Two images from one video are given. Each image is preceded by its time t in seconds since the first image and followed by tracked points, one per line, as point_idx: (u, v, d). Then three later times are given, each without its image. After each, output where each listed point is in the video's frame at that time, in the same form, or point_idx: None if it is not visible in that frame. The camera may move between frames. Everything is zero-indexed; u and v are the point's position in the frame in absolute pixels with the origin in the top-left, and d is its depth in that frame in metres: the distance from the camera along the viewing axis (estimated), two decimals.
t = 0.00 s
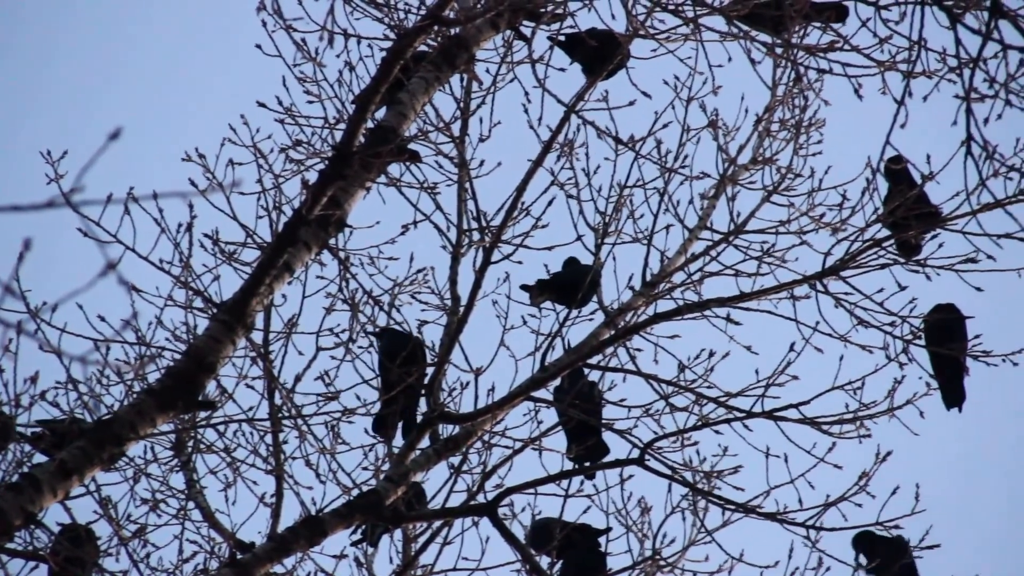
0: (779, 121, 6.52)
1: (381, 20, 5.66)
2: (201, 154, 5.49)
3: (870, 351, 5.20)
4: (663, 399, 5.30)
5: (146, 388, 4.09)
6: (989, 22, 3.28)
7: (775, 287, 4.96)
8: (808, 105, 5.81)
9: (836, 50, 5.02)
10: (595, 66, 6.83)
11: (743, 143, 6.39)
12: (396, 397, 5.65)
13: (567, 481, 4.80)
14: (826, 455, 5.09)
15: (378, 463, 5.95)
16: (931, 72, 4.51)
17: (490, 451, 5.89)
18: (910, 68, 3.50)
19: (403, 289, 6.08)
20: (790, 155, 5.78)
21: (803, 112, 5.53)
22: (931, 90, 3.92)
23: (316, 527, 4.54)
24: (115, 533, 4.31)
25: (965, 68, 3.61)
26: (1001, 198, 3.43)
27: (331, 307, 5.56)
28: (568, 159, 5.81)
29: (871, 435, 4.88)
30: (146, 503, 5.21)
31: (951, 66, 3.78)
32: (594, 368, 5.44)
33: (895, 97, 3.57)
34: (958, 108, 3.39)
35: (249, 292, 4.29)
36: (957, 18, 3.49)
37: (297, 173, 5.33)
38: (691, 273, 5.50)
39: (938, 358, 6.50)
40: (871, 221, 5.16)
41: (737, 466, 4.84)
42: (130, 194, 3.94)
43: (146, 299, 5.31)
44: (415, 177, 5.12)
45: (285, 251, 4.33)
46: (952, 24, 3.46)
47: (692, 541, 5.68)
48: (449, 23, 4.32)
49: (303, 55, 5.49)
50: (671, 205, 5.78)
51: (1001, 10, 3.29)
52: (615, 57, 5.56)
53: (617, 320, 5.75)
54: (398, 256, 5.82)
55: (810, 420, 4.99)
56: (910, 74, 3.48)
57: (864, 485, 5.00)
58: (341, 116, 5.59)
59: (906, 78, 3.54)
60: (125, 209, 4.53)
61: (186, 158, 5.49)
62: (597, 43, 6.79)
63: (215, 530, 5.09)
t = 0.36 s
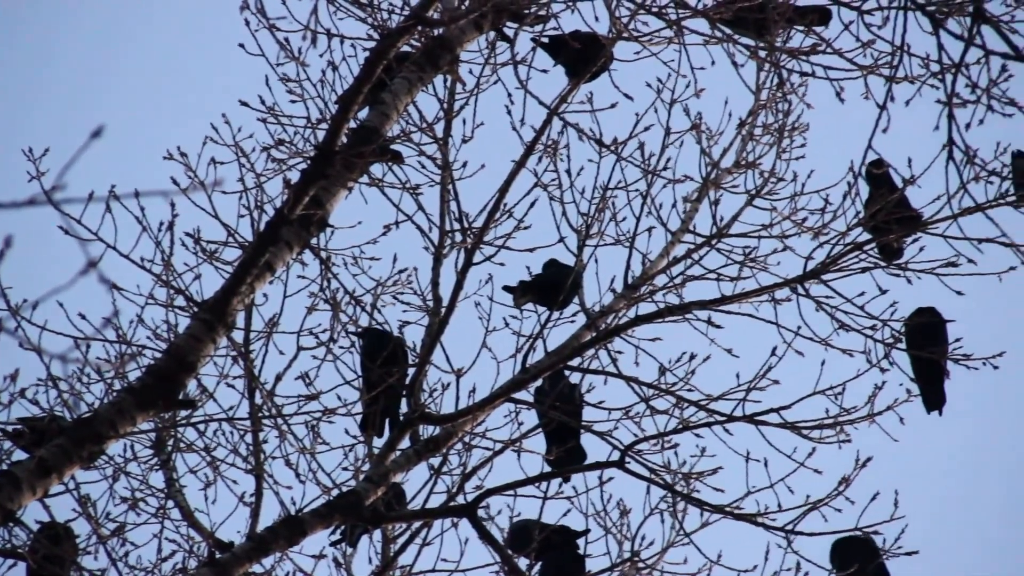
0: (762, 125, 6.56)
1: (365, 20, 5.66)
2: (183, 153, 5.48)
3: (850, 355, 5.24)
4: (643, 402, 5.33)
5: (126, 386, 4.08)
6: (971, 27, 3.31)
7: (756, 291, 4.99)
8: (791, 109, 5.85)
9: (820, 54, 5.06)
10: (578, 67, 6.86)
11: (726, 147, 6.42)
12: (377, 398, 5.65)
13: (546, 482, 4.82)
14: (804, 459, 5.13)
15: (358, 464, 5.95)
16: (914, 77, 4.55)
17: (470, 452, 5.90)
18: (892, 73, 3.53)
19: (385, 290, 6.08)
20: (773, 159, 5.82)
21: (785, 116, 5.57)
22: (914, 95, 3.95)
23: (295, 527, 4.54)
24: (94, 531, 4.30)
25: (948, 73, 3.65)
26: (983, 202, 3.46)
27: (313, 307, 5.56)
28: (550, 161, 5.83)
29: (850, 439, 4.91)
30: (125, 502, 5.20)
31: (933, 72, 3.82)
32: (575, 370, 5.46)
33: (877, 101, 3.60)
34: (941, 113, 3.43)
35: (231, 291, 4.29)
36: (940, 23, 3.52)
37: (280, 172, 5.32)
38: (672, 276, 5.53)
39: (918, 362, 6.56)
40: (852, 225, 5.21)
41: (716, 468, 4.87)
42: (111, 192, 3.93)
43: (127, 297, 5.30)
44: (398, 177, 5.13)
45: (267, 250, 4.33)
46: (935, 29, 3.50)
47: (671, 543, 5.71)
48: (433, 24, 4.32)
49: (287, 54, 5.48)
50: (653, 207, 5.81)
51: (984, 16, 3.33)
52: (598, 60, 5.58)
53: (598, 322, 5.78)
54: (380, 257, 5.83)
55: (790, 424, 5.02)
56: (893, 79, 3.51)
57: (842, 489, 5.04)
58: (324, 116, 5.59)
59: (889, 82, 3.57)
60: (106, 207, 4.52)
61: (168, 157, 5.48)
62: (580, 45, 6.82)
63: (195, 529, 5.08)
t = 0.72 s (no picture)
0: (745, 128, 6.59)
1: (349, 20, 5.66)
2: (166, 153, 5.47)
3: (832, 357, 5.27)
4: (626, 404, 5.35)
5: (108, 386, 4.07)
6: (954, 31, 3.34)
7: (739, 293, 5.03)
8: (775, 112, 5.89)
9: (803, 58, 5.09)
10: (562, 69, 6.88)
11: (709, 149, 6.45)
12: (359, 399, 5.66)
13: (528, 483, 4.84)
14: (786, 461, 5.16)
15: (339, 465, 5.95)
16: (898, 80, 4.59)
17: (452, 453, 5.90)
18: (876, 77, 3.56)
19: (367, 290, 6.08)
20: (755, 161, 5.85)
21: (769, 119, 5.60)
22: (896, 99, 3.96)
23: (276, 527, 4.54)
24: (74, 531, 4.28)
25: (931, 77, 3.67)
26: (965, 208, 3.45)
27: (294, 307, 5.55)
28: (534, 163, 5.85)
29: (832, 442, 4.95)
30: (106, 501, 5.18)
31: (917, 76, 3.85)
32: (558, 372, 5.48)
33: (861, 106, 3.62)
34: (923, 117, 3.42)
35: (213, 291, 4.28)
36: (923, 27, 3.55)
37: (262, 172, 5.32)
38: (655, 277, 5.56)
39: (900, 365, 6.60)
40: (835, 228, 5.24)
41: (697, 470, 4.90)
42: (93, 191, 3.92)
43: (109, 297, 5.28)
44: (381, 178, 5.13)
45: (249, 250, 4.33)
46: (919, 33, 3.53)
47: (652, 545, 5.73)
48: (417, 24, 4.33)
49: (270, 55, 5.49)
50: (637, 209, 5.83)
51: (967, 21, 3.37)
52: (582, 62, 5.60)
53: (581, 323, 5.80)
54: (363, 257, 5.83)
55: (773, 426, 5.06)
56: (877, 83, 3.54)
57: (823, 492, 5.07)
58: (307, 117, 5.58)
59: (872, 86, 3.58)
60: (88, 206, 4.50)
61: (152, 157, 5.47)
62: (564, 47, 6.85)
63: (175, 529, 5.07)
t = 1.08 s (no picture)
0: (729, 129, 6.62)
1: (335, 18, 5.66)
2: (150, 150, 5.46)
3: (814, 360, 5.30)
4: (608, 405, 5.37)
5: (89, 383, 4.06)
6: (939, 35, 3.38)
7: (721, 295, 5.06)
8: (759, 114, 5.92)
9: (788, 60, 5.13)
10: (547, 70, 6.90)
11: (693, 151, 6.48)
12: (342, 398, 5.66)
13: (510, 484, 4.85)
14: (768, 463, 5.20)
15: (321, 464, 5.95)
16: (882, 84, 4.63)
17: (435, 452, 5.91)
18: (861, 80, 3.59)
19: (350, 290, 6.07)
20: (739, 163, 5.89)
21: (753, 121, 5.63)
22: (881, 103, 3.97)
23: (258, 526, 4.54)
24: (55, 528, 4.27)
25: (916, 82, 3.70)
26: (948, 212, 3.47)
27: (277, 306, 5.55)
28: (518, 163, 5.87)
29: (813, 444, 4.98)
30: (87, 498, 5.17)
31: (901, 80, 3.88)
32: (541, 372, 5.50)
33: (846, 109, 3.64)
34: (908, 121, 3.44)
35: (196, 289, 4.28)
36: (907, 31, 3.59)
37: (246, 171, 5.31)
38: (638, 279, 5.59)
39: (882, 369, 6.66)
40: (819, 231, 5.28)
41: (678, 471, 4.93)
42: (76, 189, 3.92)
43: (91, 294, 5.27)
44: (365, 177, 5.14)
45: (233, 249, 4.33)
46: (903, 37, 3.57)
47: (634, 545, 5.76)
48: (403, 24, 4.34)
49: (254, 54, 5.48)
50: (621, 211, 5.86)
51: (951, 25, 3.41)
52: (567, 63, 5.63)
53: (564, 324, 5.82)
54: (347, 256, 5.83)
55: (755, 428, 5.09)
56: (862, 87, 3.57)
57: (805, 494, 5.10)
58: (292, 115, 5.58)
59: (858, 90, 3.61)
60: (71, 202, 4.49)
61: (135, 154, 5.46)
62: (549, 47, 6.88)
63: (157, 526, 5.06)
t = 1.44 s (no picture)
0: (714, 131, 6.65)
1: (321, 16, 5.66)
2: (133, 146, 5.44)
3: (797, 363, 5.33)
4: (590, 406, 5.40)
5: (71, 380, 4.05)
6: (925, 39, 3.41)
7: (704, 298, 5.09)
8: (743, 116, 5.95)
9: (773, 63, 5.15)
10: (532, 71, 6.92)
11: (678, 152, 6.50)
12: (324, 396, 5.66)
13: (492, 484, 4.87)
14: (749, 465, 5.23)
15: (303, 462, 5.95)
16: (866, 88, 4.67)
17: (417, 452, 5.92)
18: (846, 83, 3.58)
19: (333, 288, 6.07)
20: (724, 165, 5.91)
21: (738, 123, 5.67)
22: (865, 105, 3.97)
23: (239, 524, 4.54)
24: (35, 524, 4.25)
25: (901, 85, 3.70)
26: (930, 216, 3.47)
27: (260, 304, 5.54)
28: (502, 163, 5.88)
29: (795, 446, 5.02)
30: (68, 495, 5.15)
31: (887, 84, 3.92)
32: (523, 372, 5.52)
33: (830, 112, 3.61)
34: (892, 125, 3.42)
35: (179, 286, 4.28)
36: (892, 34, 3.61)
37: (230, 168, 5.31)
38: (621, 280, 5.61)
39: (864, 372, 6.73)
40: (803, 234, 5.32)
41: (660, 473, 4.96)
42: (60, 185, 3.91)
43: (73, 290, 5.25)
44: (350, 176, 5.14)
45: (216, 246, 4.32)
46: (888, 40, 3.58)
47: (615, 546, 5.79)
48: (388, 23, 4.35)
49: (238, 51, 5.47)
50: (605, 212, 5.88)
51: (937, 29, 3.45)
52: (552, 64, 5.65)
53: (547, 324, 5.84)
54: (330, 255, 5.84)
55: (737, 430, 5.12)
56: (847, 90, 3.55)
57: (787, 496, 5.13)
58: (276, 113, 5.57)
59: (841, 93, 3.59)
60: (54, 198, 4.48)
61: (118, 151, 5.44)
62: (534, 48, 6.90)
63: (138, 523, 5.05)
